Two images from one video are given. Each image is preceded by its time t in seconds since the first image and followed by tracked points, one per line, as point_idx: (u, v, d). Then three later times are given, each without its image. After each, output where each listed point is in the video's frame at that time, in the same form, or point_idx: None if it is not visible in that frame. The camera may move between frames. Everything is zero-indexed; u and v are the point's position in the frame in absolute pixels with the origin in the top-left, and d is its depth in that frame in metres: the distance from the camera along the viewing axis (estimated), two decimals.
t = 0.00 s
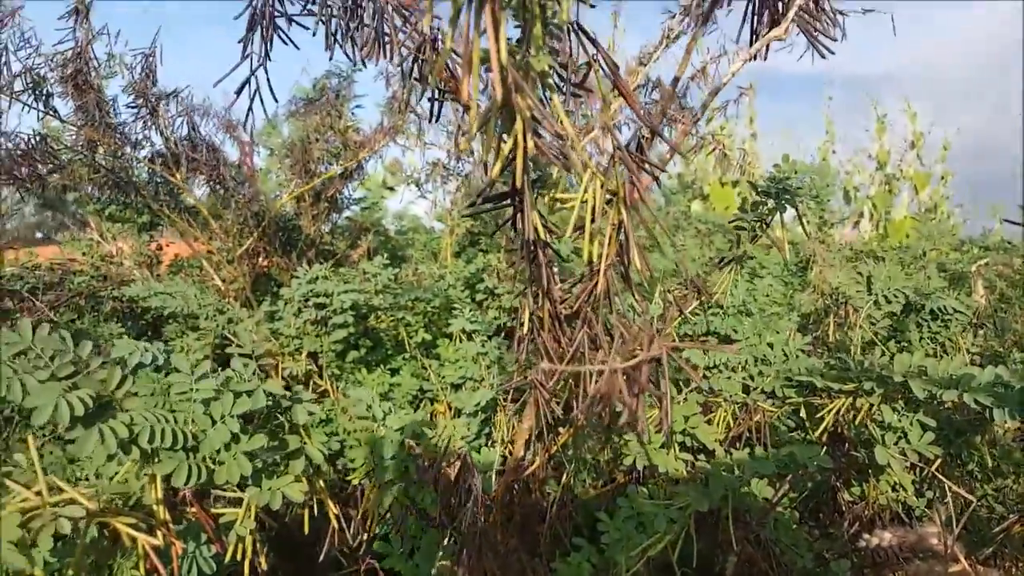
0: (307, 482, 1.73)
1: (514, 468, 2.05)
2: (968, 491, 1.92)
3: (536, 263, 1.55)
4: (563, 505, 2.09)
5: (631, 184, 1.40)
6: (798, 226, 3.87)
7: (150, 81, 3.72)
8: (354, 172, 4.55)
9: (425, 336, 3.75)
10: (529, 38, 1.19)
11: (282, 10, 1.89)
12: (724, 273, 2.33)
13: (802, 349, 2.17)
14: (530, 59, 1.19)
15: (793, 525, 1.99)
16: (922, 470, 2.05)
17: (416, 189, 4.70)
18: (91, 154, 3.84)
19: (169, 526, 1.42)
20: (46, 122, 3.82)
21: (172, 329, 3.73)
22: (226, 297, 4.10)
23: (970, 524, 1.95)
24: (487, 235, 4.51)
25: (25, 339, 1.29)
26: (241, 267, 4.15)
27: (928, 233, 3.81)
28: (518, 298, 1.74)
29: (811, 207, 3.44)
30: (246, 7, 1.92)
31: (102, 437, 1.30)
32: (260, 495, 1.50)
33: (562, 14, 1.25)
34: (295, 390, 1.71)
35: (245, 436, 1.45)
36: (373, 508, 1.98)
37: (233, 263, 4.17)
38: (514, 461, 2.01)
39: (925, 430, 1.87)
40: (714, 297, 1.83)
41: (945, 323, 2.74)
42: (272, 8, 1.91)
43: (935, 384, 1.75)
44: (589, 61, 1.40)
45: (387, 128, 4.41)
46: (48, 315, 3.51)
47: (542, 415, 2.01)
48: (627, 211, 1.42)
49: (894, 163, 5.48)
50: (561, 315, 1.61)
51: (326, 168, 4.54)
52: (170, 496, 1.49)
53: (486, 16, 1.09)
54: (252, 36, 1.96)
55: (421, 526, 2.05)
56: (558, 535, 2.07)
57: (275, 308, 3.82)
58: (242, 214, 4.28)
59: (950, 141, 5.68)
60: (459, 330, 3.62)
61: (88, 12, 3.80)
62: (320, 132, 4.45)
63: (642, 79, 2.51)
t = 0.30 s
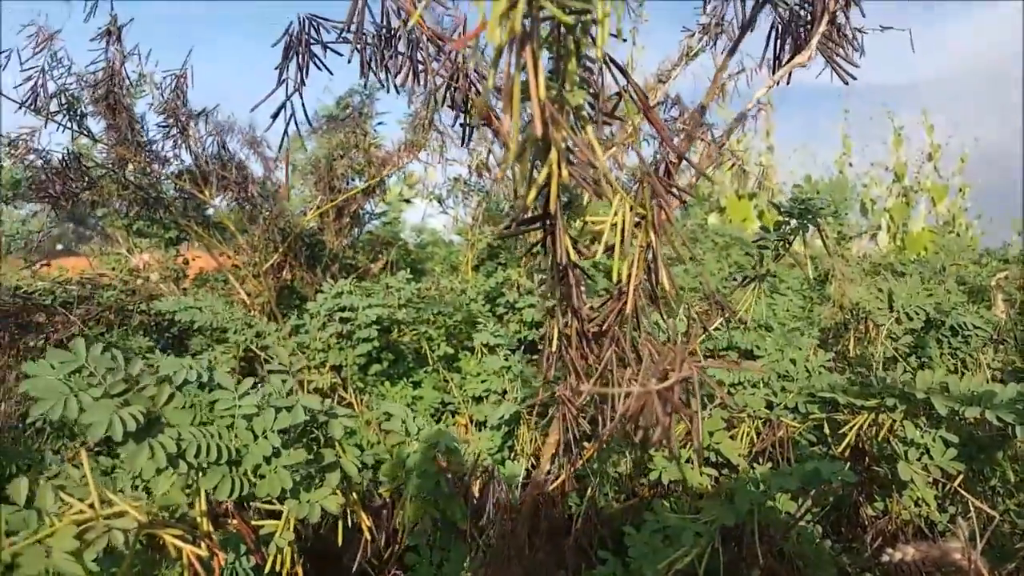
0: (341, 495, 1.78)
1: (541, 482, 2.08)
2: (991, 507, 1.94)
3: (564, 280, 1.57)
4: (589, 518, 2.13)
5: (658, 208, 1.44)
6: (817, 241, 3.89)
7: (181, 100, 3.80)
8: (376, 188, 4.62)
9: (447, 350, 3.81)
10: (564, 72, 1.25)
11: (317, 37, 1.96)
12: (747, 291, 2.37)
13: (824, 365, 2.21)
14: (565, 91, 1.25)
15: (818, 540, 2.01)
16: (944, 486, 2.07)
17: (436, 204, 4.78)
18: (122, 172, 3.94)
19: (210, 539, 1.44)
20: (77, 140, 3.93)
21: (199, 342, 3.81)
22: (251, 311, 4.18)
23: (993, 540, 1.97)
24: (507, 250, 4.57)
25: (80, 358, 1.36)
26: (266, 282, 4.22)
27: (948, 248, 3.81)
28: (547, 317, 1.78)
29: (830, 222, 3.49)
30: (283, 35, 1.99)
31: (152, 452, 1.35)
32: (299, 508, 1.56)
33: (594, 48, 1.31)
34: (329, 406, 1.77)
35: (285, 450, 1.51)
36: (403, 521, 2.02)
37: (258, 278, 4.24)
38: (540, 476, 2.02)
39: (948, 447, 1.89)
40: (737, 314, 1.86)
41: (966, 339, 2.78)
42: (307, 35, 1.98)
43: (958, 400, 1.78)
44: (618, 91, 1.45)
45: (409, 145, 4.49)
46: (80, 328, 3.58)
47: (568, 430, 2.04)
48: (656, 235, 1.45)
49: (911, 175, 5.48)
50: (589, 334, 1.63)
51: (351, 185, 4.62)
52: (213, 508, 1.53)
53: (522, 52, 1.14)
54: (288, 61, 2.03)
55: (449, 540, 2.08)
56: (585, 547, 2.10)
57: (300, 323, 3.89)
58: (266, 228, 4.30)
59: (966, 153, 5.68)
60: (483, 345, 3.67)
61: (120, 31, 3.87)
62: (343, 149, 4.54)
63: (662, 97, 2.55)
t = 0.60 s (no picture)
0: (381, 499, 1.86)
1: (569, 491, 2.12)
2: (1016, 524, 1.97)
3: (599, 297, 1.60)
4: (616, 527, 2.20)
5: (694, 227, 1.48)
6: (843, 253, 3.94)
7: (216, 113, 3.90)
8: (401, 198, 4.69)
9: (472, 359, 3.86)
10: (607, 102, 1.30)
11: (358, 57, 1.97)
12: (769, 306, 2.44)
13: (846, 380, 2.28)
14: (607, 121, 1.30)
15: (843, 552, 2.05)
16: (969, 502, 2.11)
17: (460, 214, 4.85)
18: (154, 181, 4.04)
19: (259, 540, 1.52)
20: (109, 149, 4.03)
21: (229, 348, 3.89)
22: (279, 318, 4.26)
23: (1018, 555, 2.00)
24: (530, 261, 4.62)
25: (138, 365, 1.42)
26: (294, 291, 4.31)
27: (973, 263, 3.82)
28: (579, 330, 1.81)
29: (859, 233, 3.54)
30: (322, 55, 2.01)
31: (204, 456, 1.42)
32: (341, 511, 1.62)
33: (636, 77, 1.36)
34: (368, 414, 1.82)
35: (329, 456, 1.58)
36: (439, 526, 2.09)
37: (287, 287, 4.32)
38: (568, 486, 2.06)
39: (975, 464, 1.92)
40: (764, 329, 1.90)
41: (993, 356, 2.81)
42: (347, 55, 2.00)
43: (982, 416, 1.83)
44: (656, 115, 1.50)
45: (436, 157, 4.56)
46: (117, 334, 3.70)
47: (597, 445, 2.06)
48: (691, 254, 1.49)
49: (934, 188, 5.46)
50: (621, 349, 1.66)
51: (377, 195, 4.69)
52: (260, 509, 1.60)
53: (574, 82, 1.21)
54: (327, 80, 2.06)
55: (479, 547, 2.12)
56: (613, 554, 2.18)
57: (328, 331, 3.96)
58: (295, 236, 4.38)
59: (990, 166, 5.67)
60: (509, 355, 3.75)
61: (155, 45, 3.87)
62: (370, 160, 4.62)
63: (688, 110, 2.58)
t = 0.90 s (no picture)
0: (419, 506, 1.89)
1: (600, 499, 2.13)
2: None
3: (635, 310, 1.62)
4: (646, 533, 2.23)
5: (732, 244, 1.53)
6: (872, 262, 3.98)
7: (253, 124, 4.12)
8: (426, 206, 4.76)
9: (498, 365, 3.86)
10: (652, 129, 1.40)
11: (400, 78, 2.11)
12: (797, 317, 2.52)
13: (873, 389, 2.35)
14: (653, 145, 1.40)
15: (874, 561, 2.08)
16: (999, 512, 2.15)
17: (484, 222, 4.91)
18: (191, 190, 4.21)
19: (308, 542, 1.59)
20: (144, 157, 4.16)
21: (262, 353, 3.97)
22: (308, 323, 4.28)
23: None
24: (555, 270, 4.66)
25: (199, 375, 1.48)
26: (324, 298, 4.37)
27: (998, 273, 3.82)
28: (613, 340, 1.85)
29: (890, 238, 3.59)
30: (367, 75, 2.13)
31: (263, 463, 1.49)
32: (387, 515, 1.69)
33: (680, 105, 1.46)
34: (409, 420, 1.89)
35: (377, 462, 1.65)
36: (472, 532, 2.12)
37: (314, 293, 4.36)
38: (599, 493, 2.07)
39: (1003, 473, 2.02)
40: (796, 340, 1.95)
41: (1018, 367, 2.94)
42: (391, 75, 2.12)
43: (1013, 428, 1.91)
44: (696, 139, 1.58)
45: (463, 167, 4.64)
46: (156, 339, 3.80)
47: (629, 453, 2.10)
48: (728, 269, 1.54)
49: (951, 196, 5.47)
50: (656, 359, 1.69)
51: (404, 203, 4.77)
52: (309, 513, 1.66)
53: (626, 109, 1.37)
54: (371, 99, 2.17)
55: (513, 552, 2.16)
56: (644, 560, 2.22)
57: (357, 336, 4.03)
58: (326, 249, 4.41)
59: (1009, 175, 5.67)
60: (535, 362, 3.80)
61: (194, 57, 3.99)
62: (397, 168, 4.68)
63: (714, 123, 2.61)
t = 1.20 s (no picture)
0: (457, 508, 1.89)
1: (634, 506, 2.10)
2: None
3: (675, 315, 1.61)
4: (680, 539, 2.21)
5: (779, 249, 1.53)
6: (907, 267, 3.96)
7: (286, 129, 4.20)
8: (454, 210, 4.78)
9: (526, 368, 3.82)
10: (704, 134, 1.41)
11: (438, 85, 2.14)
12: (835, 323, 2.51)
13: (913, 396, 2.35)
14: (704, 150, 1.41)
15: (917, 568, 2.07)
16: None
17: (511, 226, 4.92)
18: (224, 195, 4.26)
19: (353, 542, 1.61)
20: (177, 163, 4.22)
21: (292, 356, 4.01)
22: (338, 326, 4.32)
23: None
24: (582, 274, 4.65)
25: (248, 377, 1.54)
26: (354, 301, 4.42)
27: None
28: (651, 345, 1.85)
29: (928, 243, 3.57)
30: (406, 81, 2.16)
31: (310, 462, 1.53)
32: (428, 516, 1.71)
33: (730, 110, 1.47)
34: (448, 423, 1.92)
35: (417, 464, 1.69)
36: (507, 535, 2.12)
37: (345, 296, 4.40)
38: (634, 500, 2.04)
39: None
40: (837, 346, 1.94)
41: None
42: (429, 82, 2.15)
43: None
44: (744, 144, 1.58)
45: (491, 171, 4.66)
46: (191, 341, 3.87)
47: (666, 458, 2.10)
48: (774, 274, 1.55)
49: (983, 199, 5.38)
50: (696, 364, 1.68)
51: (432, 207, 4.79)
52: (353, 513, 1.69)
53: (679, 118, 1.38)
54: (409, 106, 2.20)
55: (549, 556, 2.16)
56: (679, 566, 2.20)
57: (387, 339, 4.05)
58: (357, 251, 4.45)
59: None
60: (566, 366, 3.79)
61: (228, 63, 4.03)
62: (425, 172, 4.70)
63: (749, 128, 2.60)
